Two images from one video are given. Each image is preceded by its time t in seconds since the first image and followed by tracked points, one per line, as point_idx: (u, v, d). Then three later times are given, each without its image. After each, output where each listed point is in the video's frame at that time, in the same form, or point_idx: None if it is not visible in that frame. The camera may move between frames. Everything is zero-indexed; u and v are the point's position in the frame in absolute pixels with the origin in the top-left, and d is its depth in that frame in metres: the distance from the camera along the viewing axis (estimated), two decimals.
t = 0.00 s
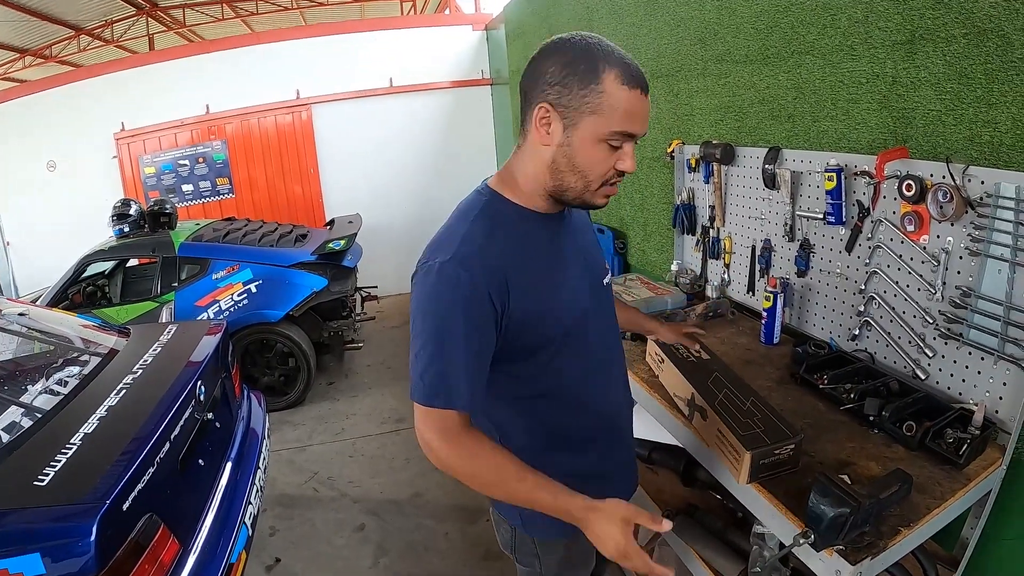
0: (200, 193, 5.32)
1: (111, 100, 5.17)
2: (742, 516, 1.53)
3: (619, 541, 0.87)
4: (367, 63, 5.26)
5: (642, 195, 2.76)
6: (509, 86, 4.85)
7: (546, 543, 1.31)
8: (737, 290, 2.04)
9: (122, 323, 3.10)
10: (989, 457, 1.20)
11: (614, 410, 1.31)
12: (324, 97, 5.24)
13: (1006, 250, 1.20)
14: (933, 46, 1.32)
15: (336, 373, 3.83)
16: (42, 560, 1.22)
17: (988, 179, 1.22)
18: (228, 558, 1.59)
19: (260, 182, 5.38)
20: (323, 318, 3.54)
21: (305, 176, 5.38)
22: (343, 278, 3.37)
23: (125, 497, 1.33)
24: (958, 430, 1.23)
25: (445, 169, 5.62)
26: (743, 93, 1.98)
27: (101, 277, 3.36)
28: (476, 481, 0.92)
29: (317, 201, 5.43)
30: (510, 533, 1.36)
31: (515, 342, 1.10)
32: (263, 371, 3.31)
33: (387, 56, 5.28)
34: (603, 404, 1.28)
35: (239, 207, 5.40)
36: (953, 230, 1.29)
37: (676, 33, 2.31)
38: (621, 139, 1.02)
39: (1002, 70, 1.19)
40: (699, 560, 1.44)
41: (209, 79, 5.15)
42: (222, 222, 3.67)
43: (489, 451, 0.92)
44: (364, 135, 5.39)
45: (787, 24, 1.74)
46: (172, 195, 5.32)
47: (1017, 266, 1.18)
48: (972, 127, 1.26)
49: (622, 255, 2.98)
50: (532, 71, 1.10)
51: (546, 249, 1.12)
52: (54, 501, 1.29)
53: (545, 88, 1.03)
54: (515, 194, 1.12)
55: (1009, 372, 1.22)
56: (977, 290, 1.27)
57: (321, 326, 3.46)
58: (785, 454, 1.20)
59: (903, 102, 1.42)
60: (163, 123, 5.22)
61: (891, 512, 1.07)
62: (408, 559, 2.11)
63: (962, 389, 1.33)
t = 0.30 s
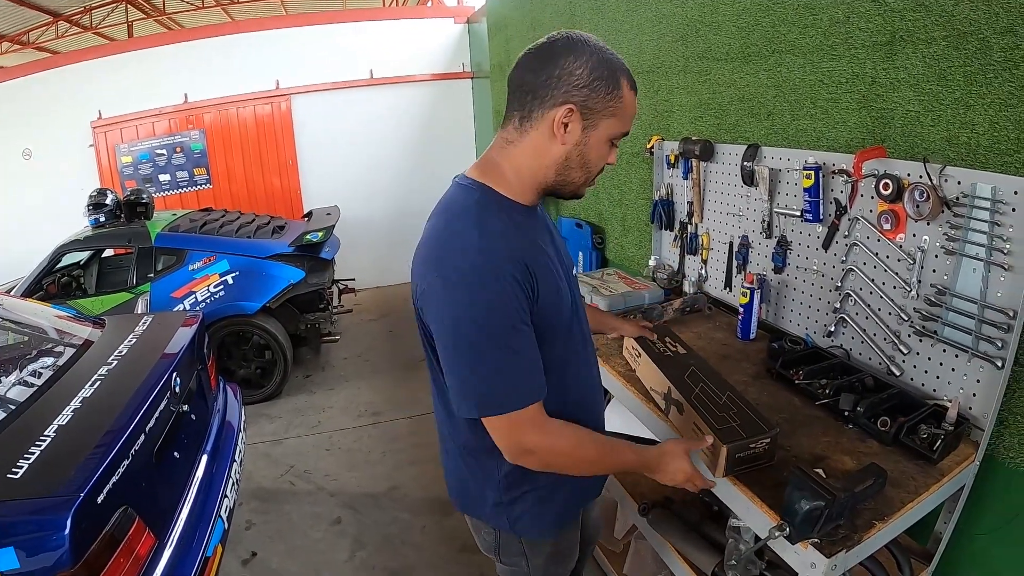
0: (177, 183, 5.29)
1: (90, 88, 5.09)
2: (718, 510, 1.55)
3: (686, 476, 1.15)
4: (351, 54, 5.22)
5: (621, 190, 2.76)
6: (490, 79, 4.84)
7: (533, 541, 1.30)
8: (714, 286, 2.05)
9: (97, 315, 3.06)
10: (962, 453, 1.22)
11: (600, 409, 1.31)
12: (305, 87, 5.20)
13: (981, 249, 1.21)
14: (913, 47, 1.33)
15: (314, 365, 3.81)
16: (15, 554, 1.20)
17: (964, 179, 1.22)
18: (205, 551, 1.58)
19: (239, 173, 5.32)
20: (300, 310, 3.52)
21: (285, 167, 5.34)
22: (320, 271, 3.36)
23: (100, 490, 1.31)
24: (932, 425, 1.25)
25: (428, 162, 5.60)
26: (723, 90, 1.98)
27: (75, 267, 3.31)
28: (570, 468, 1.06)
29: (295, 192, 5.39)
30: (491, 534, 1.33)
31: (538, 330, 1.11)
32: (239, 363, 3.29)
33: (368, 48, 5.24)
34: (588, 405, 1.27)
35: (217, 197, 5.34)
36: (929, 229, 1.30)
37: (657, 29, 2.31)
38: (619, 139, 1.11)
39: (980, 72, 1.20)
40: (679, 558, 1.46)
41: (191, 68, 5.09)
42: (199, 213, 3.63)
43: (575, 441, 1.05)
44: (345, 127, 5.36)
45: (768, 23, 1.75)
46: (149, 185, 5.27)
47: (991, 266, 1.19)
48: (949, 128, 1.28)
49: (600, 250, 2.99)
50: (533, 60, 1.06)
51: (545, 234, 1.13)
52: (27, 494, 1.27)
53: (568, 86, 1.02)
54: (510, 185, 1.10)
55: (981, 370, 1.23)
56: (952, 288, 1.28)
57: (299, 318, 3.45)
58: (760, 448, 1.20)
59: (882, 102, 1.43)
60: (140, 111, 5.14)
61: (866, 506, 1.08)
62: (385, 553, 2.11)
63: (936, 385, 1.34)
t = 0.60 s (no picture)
0: (173, 179, 5.26)
1: (86, 83, 5.07)
2: (713, 511, 1.55)
3: (695, 472, 1.17)
4: (347, 52, 5.21)
5: (617, 191, 2.76)
6: (487, 80, 4.83)
7: (532, 539, 1.29)
8: (710, 288, 2.05)
9: (92, 311, 3.05)
10: (955, 456, 1.22)
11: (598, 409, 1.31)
12: (300, 86, 5.19)
13: (976, 254, 1.22)
14: (910, 54, 1.33)
15: (308, 364, 3.80)
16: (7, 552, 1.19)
17: (959, 185, 1.23)
18: (198, 549, 1.58)
19: (234, 171, 5.31)
20: (295, 309, 3.52)
21: (280, 165, 5.32)
22: (316, 269, 3.33)
23: (95, 487, 1.30)
24: (926, 429, 1.25)
25: (424, 162, 5.60)
26: (721, 94, 1.99)
27: (70, 264, 3.30)
28: (596, 450, 1.08)
29: (291, 189, 5.37)
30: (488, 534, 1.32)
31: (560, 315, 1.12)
32: (234, 362, 3.28)
33: (366, 47, 5.23)
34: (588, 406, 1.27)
35: (212, 195, 5.33)
36: (924, 234, 1.31)
37: (656, 32, 2.31)
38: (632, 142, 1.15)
39: (977, 79, 1.20)
40: (673, 559, 1.46)
41: (187, 65, 5.07)
42: (196, 210, 3.62)
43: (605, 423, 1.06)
44: (343, 126, 5.35)
45: (766, 27, 1.75)
46: (145, 182, 5.26)
47: (986, 271, 1.20)
48: (946, 134, 1.28)
49: (596, 251, 2.99)
50: (555, 61, 1.09)
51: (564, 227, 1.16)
52: (21, 491, 1.26)
53: (589, 87, 1.05)
54: (528, 180, 1.12)
55: (975, 374, 1.24)
56: (946, 293, 1.28)
57: (293, 316, 3.44)
58: (756, 450, 1.20)
59: (879, 107, 1.43)
60: (135, 107, 5.12)
61: (860, 508, 1.09)
62: (378, 552, 2.11)
63: (930, 388, 1.34)
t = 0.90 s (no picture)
0: (170, 173, 5.25)
1: (82, 77, 5.05)
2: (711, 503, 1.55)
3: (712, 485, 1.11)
4: (343, 44, 5.19)
5: (614, 183, 2.76)
6: (484, 72, 4.83)
7: (541, 515, 1.31)
8: (708, 279, 2.05)
9: (89, 304, 3.05)
10: (953, 449, 1.22)
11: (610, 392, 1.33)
12: (297, 78, 5.17)
13: (975, 247, 1.21)
14: (910, 45, 1.33)
15: (306, 357, 3.80)
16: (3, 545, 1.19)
17: (959, 177, 1.22)
18: (196, 543, 1.58)
19: (231, 164, 5.29)
20: (292, 302, 3.52)
21: (277, 158, 5.31)
22: (313, 262, 3.32)
23: (92, 481, 1.30)
24: (924, 421, 1.25)
25: (421, 154, 5.59)
26: (719, 85, 1.98)
27: (66, 257, 3.30)
28: (602, 440, 1.07)
29: (288, 182, 5.36)
30: (499, 515, 1.32)
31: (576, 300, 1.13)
32: (231, 355, 3.28)
33: (363, 39, 5.21)
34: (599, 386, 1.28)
35: (208, 188, 5.32)
36: (923, 226, 1.30)
37: (654, 22, 2.31)
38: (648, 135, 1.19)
39: (977, 71, 1.20)
40: (671, 549, 1.46)
41: (184, 58, 5.05)
42: (192, 203, 3.61)
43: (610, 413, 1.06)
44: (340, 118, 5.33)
45: (765, 18, 1.74)
46: (142, 175, 5.24)
47: (985, 263, 1.19)
48: (945, 126, 1.28)
49: (594, 243, 2.98)
50: (581, 53, 1.13)
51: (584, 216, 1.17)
52: (17, 485, 1.25)
53: (613, 79, 1.09)
54: (549, 164, 1.15)
55: (973, 366, 1.24)
56: (945, 285, 1.28)
57: (290, 309, 3.44)
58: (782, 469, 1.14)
59: (878, 98, 1.43)
60: (132, 101, 5.11)
61: (859, 500, 1.09)
62: (376, 544, 2.11)
63: (928, 381, 1.34)
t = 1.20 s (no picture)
0: (170, 171, 5.25)
1: (82, 75, 5.05)
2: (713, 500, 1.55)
3: (707, 477, 1.12)
4: (343, 42, 5.18)
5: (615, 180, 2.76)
6: (484, 69, 4.83)
7: (546, 507, 1.31)
8: (709, 277, 2.05)
9: (89, 303, 3.05)
10: (956, 446, 1.22)
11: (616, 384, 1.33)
12: (297, 76, 5.17)
13: (978, 244, 1.21)
14: (912, 41, 1.32)
15: (306, 355, 3.80)
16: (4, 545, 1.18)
17: (961, 174, 1.22)
18: (197, 542, 1.58)
19: (231, 162, 5.29)
20: (293, 300, 3.52)
21: (278, 156, 5.31)
22: (313, 260, 3.32)
23: (92, 480, 1.30)
24: (926, 418, 1.25)
25: (422, 152, 5.58)
26: (720, 82, 1.97)
27: (67, 256, 3.30)
28: (601, 430, 1.06)
29: (288, 180, 5.36)
30: (504, 507, 1.32)
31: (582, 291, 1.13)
32: (232, 353, 3.28)
33: (363, 36, 5.21)
34: (604, 378, 1.28)
35: (208, 186, 5.32)
36: (925, 223, 1.30)
37: (655, 18, 2.30)
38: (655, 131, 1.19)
39: (979, 67, 1.19)
40: (672, 547, 1.45)
41: (184, 57, 5.05)
42: (192, 201, 3.61)
43: (610, 402, 1.05)
44: (340, 116, 5.33)
45: (766, 14, 1.74)
46: (142, 174, 5.24)
47: (987, 260, 1.19)
48: (948, 122, 1.27)
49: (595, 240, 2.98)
50: (590, 49, 1.13)
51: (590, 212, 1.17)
52: (17, 485, 1.25)
53: (619, 74, 1.09)
54: (556, 157, 1.16)
55: (976, 364, 1.23)
56: (947, 282, 1.28)
57: (291, 307, 3.44)
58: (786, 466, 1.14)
59: (880, 95, 1.42)
60: (132, 99, 5.10)
61: (861, 498, 1.08)
62: (377, 542, 2.11)
63: (930, 378, 1.34)
